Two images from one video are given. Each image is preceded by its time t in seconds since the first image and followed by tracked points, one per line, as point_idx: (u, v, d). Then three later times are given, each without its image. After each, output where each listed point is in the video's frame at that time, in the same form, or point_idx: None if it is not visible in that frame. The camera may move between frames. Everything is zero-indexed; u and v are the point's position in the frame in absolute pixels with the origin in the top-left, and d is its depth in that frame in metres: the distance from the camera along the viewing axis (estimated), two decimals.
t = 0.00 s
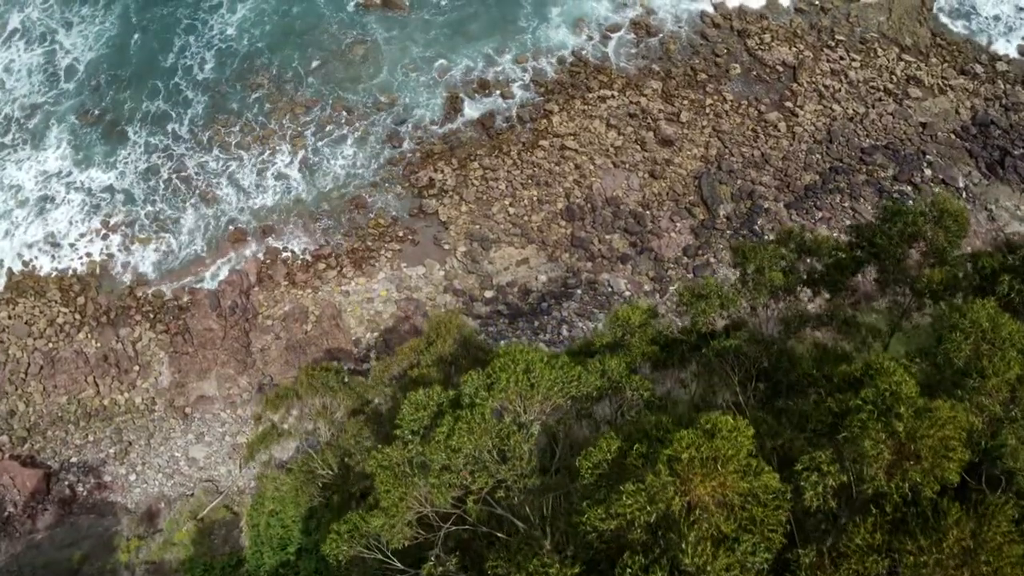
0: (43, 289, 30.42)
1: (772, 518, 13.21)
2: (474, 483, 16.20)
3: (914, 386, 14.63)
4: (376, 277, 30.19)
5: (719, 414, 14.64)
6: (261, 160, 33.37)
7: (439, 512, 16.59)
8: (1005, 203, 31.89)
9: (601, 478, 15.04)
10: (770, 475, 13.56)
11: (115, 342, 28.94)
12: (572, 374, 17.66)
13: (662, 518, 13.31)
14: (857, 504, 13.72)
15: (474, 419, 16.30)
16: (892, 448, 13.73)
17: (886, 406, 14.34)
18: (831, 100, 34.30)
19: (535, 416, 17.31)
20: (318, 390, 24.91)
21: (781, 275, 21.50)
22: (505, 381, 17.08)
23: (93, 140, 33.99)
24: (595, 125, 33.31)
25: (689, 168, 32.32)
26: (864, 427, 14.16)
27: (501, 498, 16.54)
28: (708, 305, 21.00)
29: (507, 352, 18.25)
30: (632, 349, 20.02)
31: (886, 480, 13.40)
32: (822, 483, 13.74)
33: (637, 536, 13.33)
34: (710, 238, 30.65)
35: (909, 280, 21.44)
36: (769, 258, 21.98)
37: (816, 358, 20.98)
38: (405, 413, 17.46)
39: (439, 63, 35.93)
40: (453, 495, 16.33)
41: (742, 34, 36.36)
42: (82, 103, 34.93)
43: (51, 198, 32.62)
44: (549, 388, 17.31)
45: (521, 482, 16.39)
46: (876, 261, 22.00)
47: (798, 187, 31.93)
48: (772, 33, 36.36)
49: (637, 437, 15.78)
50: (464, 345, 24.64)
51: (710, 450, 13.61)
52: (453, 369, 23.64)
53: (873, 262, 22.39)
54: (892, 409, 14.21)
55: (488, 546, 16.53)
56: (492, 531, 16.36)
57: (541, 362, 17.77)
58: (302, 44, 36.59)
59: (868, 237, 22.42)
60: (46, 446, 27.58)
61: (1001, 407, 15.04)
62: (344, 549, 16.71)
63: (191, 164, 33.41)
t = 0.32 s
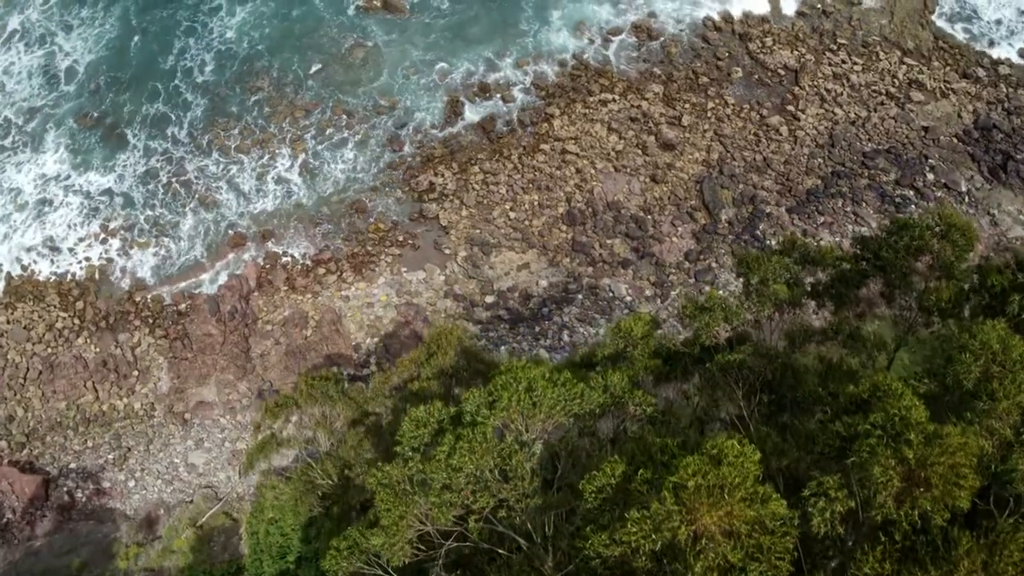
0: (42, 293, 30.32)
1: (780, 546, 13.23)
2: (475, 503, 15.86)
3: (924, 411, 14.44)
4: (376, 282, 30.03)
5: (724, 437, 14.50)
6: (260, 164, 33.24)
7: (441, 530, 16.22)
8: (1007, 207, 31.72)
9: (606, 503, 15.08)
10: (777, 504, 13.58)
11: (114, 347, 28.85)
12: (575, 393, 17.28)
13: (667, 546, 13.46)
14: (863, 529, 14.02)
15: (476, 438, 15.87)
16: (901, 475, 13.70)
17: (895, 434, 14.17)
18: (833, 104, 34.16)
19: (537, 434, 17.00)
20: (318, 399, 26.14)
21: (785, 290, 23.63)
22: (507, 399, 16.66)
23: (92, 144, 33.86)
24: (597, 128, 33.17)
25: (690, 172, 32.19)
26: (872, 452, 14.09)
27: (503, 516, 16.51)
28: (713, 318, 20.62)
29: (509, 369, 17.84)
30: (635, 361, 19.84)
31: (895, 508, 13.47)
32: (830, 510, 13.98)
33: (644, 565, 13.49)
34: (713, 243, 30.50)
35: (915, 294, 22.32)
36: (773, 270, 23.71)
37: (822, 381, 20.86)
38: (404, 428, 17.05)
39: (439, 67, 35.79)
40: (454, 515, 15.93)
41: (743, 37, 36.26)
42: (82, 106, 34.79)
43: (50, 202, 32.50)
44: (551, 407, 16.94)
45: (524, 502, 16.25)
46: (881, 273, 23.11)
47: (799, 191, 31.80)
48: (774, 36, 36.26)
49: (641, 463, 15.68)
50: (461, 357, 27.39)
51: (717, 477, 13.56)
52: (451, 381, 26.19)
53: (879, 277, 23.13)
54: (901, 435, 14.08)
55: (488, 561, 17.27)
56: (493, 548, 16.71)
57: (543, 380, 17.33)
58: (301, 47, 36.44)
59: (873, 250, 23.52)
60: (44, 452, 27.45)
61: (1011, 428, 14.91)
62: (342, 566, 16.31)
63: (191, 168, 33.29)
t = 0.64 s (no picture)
0: (40, 298, 30.20)
1: None
2: (476, 523, 15.80)
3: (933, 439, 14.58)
4: (376, 287, 29.90)
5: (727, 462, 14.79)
6: (260, 168, 33.11)
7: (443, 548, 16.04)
8: (1009, 212, 31.64)
9: (611, 527, 15.26)
10: (783, 535, 13.62)
11: (113, 352, 28.72)
12: (577, 411, 17.26)
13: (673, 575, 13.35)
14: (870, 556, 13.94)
15: (477, 460, 15.90)
16: (909, 503, 13.91)
17: (904, 460, 14.42)
18: (834, 108, 34.03)
19: (538, 454, 16.95)
20: (318, 409, 26.10)
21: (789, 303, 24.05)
22: (508, 419, 16.65)
23: (91, 147, 33.73)
24: (597, 133, 33.03)
25: (691, 177, 32.06)
26: (880, 480, 14.27)
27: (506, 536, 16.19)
28: (716, 332, 21.70)
29: (510, 386, 17.82)
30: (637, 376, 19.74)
31: (903, 536, 13.61)
32: (836, 537, 13.89)
33: None
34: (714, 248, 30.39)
35: (920, 308, 22.75)
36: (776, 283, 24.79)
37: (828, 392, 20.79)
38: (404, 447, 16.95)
39: (440, 70, 35.67)
40: (455, 535, 15.75)
41: (745, 40, 36.13)
42: (81, 109, 34.66)
43: (49, 206, 32.40)
44: (552, 427, 16.92)
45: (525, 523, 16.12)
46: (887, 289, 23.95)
47: (801, 197, 31.68)
48: (775, 40, 36.14)
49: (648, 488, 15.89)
50: (461, 370, 27.33)
51: (722, 507, 13.74)
52: (451, 395, 25.98)
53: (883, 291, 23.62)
54: (910, 462, 14.30)
55: None
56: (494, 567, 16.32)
57: (545, 399, 17.29)
58: (301, 50, 36.29)
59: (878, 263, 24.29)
60: (43, 458, 27.37)
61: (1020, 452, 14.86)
62: None
63: (190, 171, 33.16)
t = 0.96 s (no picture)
0: (39, 304, 30.09)
1: None
2: (477, 545, 15.63)
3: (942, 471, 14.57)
4: (376, 293, 29.76)
5: (731, 489, 14.91)
6: (260, 172, 33.01)
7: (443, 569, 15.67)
8: (1012, 217, 31.48)
9: (613, 556, 15.30)
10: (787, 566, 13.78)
11: (112, 358, 28.60)
12: (578, 432, 17.12)
13: None
14: None
15: (478, 483, 15.90)
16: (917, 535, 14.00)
17: (913, 488, 14.46)
18: (836, 112, 33.90)
19: (540, 475, 16.90)
20: (317, 420, 26.37)
21: (792, 318, 24.12)
22: (509, 440, 16.62)
23: (90, 151, 33.61)
24: (598, 137, 32.91)
25: (692, 182, 31.93)
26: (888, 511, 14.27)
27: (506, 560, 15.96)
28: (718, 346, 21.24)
29: (511, 405, 17.70)
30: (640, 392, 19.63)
31: (910, 567, 13.78)
32: (843, 565, 14.02)
33: None
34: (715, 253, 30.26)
35: (926, 325, 22.87)
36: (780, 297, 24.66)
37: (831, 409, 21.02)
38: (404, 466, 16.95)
39: (440, 74, 35.53)
40: (455, 559, 15.49)
41: (747, 45, 36.01)
42: (81, 113, 34.54)
43: (48, 210, 32.31)
44: (553, 446, 16.86)
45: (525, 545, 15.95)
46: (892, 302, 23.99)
47: (803, 202, 31.57)
48: (776, 44, 36.04)
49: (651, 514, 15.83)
50: (461, 383, 27.68)
51: (725, 539, 13.81)
52: (451, 409, 26.35)
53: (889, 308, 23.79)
54: (918, 492, 14.35)
55: None
56: None
57: (546, 420, 17.19)
58: (301, 54, 36.15)
59: (883, 279, 24.96)
60: (42, 464, 27.29)
61: None
62: None
63: (190, 175, 33.05)
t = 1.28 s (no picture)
0: (38, 309, 29.99)
1: None
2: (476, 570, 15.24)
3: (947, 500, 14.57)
4: (376, 299, 29.64)
5: (734, 518, 14.83)
6: (260, 177, 32.90)
7: None
8: (1014, 223, 31.37)
9: None
10: None
11: (112, 364, 28.51)
12: (580, 454, 16.96)
13: None
14: None
15: (478, 506, 15.71)
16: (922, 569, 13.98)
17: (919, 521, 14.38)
18: (838, 117, 33.79)
19: (540, 497, 16.62)
20: (319, 432, 26.40)
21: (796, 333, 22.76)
22: (511, 463, 16.39)
23: (89, 156, 33.50)
24: (599, 143, 32.80)
25: (693, 187, 31.82)
26: (893, 544, 14.23)
27: None
28: (720, 362, 20.85)
29: (511, 426, 17.58)
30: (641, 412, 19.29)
31: None
32: None
33: None
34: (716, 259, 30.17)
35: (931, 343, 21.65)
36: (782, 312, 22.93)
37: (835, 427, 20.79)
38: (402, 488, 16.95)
39: (440, 79, 35.42)
40: None
41: (748, 49, 35.92)
42: (80, 116, 34.43)
43: (47, 214, 32.22)
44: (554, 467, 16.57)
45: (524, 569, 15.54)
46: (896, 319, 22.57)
47: (804, 207, 31.47)
48: (778, 48, 35.94)
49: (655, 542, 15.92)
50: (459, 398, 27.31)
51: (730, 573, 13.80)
52: (451, 425, 26.10)
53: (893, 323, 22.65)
54: (924, 524, 14.36)
55: None
56: None
57: (547, 442, 17.00)
58: (300, 58, 36.04)
59: (887, 296, 23.50)
60: (41, 471, 27.21)
61: None
62: None
63: (189, 179, 32.95)
